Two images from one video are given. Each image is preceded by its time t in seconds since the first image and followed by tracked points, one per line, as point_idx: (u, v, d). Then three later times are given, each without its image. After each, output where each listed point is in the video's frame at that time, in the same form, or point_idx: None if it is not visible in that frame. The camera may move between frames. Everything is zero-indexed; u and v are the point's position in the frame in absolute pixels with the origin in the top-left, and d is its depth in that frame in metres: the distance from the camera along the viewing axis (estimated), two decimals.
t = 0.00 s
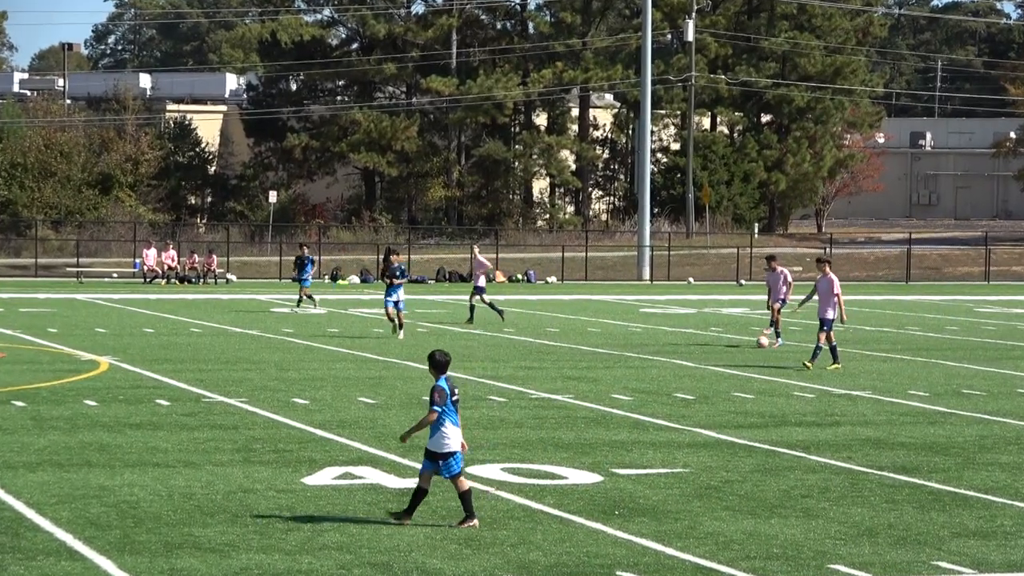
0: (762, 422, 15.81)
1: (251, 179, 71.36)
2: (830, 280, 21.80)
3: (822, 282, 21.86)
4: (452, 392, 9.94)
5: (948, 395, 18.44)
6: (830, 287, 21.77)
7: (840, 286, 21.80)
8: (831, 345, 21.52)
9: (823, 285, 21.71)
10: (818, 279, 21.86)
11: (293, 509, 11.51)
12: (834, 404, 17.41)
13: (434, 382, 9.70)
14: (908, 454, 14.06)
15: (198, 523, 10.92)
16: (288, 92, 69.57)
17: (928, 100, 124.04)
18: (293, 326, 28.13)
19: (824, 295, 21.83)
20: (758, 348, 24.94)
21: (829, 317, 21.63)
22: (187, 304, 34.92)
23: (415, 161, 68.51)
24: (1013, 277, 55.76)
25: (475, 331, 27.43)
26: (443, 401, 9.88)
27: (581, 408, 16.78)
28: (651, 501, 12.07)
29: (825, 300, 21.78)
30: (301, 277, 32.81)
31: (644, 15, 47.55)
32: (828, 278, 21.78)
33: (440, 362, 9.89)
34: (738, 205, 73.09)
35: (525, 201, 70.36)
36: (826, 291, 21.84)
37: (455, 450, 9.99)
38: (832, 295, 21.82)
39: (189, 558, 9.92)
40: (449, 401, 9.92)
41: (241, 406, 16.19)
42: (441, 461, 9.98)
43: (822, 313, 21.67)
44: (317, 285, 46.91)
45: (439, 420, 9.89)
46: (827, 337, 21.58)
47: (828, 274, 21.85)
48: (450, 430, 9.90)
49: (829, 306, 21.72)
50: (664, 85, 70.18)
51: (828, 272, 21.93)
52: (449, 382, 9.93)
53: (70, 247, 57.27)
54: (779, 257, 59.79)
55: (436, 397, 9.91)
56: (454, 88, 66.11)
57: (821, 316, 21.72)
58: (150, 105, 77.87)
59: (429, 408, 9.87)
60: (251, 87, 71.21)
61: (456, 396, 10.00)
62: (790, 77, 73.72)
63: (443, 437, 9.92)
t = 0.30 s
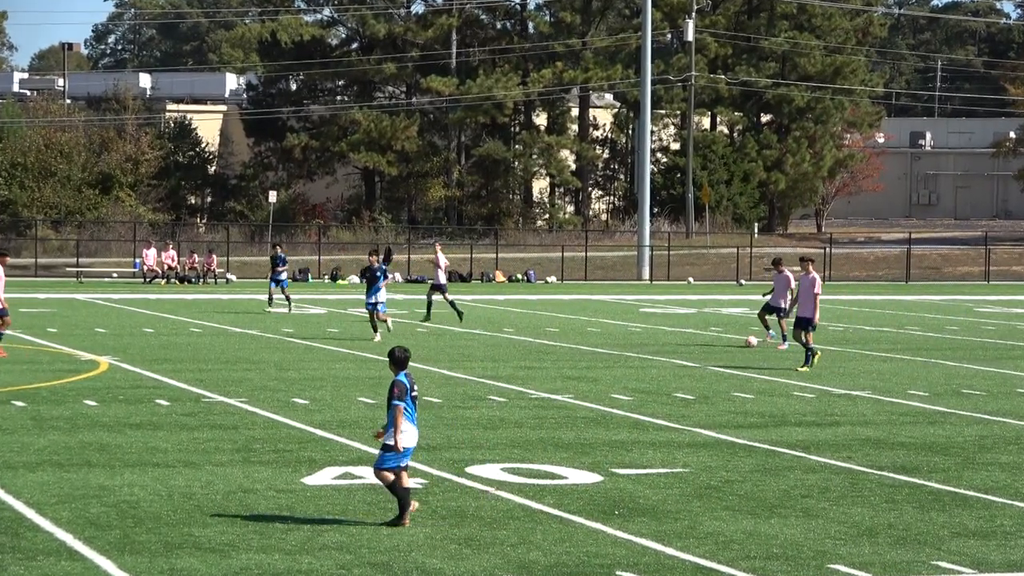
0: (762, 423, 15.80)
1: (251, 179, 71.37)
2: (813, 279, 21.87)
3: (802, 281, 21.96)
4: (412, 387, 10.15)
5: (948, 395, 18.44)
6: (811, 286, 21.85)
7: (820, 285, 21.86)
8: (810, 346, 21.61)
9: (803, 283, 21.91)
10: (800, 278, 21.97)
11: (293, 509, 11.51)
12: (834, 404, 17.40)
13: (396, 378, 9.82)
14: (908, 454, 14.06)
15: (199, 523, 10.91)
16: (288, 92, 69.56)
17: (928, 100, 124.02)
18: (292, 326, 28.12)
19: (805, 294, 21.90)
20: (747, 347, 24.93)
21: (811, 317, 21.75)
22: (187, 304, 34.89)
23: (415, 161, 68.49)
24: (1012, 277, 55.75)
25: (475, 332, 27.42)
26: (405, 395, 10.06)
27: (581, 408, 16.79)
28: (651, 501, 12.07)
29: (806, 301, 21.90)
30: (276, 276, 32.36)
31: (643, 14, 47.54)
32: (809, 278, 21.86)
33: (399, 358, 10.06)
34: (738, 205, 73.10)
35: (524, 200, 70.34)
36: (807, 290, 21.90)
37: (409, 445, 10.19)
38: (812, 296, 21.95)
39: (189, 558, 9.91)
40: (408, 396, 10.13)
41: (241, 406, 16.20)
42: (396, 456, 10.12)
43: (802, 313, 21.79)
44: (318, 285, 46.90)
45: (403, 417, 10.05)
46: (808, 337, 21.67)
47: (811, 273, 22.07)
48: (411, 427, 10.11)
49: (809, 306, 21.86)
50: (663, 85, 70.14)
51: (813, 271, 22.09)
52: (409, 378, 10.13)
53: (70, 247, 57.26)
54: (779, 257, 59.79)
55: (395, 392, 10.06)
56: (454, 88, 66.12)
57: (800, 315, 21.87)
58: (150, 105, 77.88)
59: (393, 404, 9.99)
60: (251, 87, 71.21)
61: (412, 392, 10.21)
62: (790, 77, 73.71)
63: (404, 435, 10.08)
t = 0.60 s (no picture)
0: (762, 423, 15.80)
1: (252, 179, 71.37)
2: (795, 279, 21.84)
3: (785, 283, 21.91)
4: (370, 390, 10.06)
5: (949, 395, 18.43)
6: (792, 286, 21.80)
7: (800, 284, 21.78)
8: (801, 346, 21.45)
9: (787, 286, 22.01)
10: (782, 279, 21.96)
11: (294, 509, 11.50)
12: (834, 404, 17.40)
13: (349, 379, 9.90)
14: (908, 454, 14.06)
15: (200, 523, 10.90)
16: (288, 92, 69.56)
17: (928, 100, 124.05)
18: (292, 326, 28.11)
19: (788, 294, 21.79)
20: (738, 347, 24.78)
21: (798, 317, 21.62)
22: (187, 304, 34.87)
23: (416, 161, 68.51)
24: (1013, 277, 55.79)
25: (476, 332, 27.42)
26: (363, 399, 9.96)
27: (581, 408, 16.80)
28: (652, 501, 12.07)
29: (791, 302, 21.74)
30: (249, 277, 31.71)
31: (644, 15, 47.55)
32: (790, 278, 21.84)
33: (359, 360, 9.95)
34: (739, 205, 73.14)
35: (525, 200, 70.36)
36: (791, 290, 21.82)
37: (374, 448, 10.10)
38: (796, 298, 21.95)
39: (190, 558, 9.91)
40: (367, 399, 10.04)
41: (241, 406, 16.20)
42: (354, 459, 10.03)
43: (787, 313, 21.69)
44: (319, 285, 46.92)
45: (363, 420, 9.97)
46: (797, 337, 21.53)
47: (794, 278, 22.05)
48: (371, 429, 10.01)
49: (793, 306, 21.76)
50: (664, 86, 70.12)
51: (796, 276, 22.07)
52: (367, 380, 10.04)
53: (70, 247, 57.25)
54: (780, 257, 59.84)
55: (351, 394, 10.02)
56: (454, 87, 66.11)
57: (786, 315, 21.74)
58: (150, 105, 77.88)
59: (349, 407, 9.93)
60: (251, 87, 71.19)
61: (373, 394, 10.13)
62: (791, 77, 73.71)
63: (364, 437, 9.99)
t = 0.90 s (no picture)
0: (764, 423, 15.80)
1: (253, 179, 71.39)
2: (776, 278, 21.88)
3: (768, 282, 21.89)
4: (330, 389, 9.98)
5: (951, 395, 18.43)
6: (774, 283, 21.79)
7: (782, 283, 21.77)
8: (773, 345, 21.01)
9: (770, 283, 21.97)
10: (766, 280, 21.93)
11: (293, 509, 11.50)
12: (835, 404, 17.41)
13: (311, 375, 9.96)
14: (909, 454, 14.07)
15: (201, 523, 10.90)
16: (289, 92, 69.55)
17: (929, 100, 124.10)
18: (293, 326, 28.13)
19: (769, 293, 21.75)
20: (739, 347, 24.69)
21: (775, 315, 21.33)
22: (187, 304, 34.87)
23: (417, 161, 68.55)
24: (1014, 276, 55.78)
25: (476, 332, 27.43)
26: (316, 397, 9.94)
27: (582, 408, 16.81)
28: (653, 501, 12.07)
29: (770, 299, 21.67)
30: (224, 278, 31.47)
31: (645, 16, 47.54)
32: (772, 277, 21.84)
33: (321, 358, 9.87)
34: (739, 206, 73.17)
35: (526, 200, 70.36)
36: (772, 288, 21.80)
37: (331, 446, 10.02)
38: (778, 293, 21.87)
39: (191, 559, 9.90)
40: (323, 397, 9.96)
41: (242, 406, 16.23)
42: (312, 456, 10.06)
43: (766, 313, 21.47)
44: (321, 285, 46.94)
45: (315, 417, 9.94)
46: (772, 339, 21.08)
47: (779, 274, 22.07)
48: (326, 428, 9.92)
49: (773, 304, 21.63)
50: (665, 86, 70.11)
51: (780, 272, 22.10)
52: (327, 379, 9.95)
53: (71, 246, 57.27)
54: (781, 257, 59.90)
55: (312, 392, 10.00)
56: (455, 88, 66.11)
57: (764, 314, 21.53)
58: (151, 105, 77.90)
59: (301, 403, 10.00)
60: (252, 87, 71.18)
61: (336, 393, 10.02)
62: (791, 77, 73.71)
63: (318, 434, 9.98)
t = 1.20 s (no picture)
0: (764, 423, 15.79)
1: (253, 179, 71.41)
2: (760, 282, 20.77)
3: (749, 282, 20.84)
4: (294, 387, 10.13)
5: (951, 395, 18.43)
6: (758, 287, 20.79)
7: (766, 286, 20.79)
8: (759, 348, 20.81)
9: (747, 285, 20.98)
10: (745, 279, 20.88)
11: (293, 509, 11.49)
12: (835, 404, 17.41)
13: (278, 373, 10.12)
14: (910, 454, 14.06)
15: (200, 524, 10.90)
16: (289, 92, 69.54)
17: (929, 100, 124.10)
18: (293, 326, 28.15)
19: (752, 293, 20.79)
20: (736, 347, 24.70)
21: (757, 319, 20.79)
22: (187, 304, 34.85)
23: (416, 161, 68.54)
24: (1014, 277, 55.78)
25: (476, 332, 27.43)
26: (282, 396, 10.04)
27: (582, 408, 16.81)
28: (654, 501, 12.07)
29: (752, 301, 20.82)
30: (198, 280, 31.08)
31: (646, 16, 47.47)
32: (756, 281, 20.75)
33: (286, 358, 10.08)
34: (740, 206, 73.15)
35: (526, 200, 70.33)
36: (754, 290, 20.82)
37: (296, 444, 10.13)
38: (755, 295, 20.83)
39: (191, 559, 9.90)
40: (289, 396, 10.06)
41: (243, 406, 16.23)
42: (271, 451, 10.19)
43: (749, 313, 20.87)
44: (321, 285, 46.92)
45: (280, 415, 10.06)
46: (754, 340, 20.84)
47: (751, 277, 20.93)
48: (287, 426, 10.08)
49: (756, 307, 20.78)
50: (665, 86, 70.11)
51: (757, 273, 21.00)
52: (293, 378, 10.07)
53: (71, 247, 57.28)
54: (780, 257, 59.92)
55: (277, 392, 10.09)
56: (455, 88, 66.12)
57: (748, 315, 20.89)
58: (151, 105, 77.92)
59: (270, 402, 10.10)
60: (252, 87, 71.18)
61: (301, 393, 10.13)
62: (792, 77, 73.68)
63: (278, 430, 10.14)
